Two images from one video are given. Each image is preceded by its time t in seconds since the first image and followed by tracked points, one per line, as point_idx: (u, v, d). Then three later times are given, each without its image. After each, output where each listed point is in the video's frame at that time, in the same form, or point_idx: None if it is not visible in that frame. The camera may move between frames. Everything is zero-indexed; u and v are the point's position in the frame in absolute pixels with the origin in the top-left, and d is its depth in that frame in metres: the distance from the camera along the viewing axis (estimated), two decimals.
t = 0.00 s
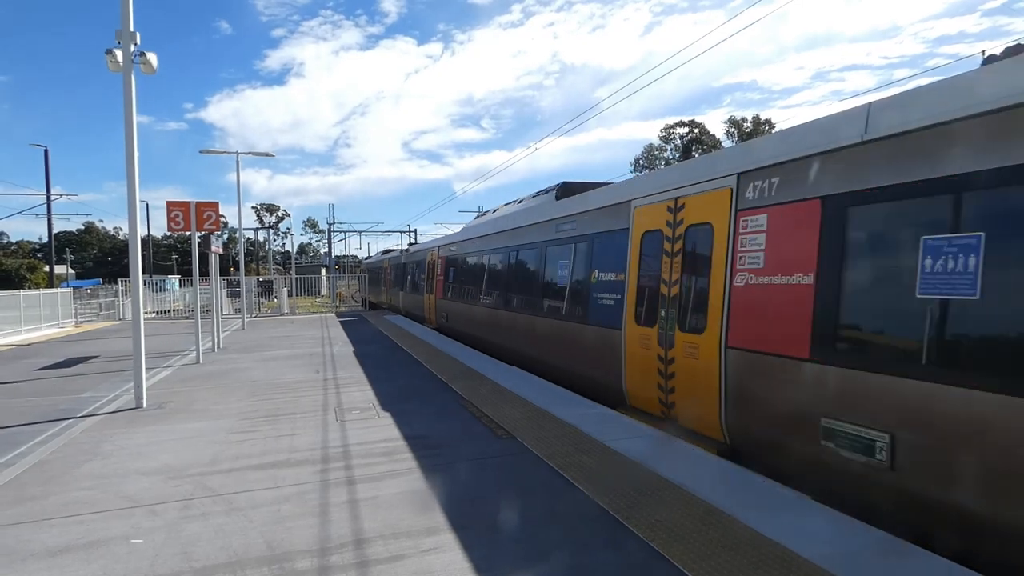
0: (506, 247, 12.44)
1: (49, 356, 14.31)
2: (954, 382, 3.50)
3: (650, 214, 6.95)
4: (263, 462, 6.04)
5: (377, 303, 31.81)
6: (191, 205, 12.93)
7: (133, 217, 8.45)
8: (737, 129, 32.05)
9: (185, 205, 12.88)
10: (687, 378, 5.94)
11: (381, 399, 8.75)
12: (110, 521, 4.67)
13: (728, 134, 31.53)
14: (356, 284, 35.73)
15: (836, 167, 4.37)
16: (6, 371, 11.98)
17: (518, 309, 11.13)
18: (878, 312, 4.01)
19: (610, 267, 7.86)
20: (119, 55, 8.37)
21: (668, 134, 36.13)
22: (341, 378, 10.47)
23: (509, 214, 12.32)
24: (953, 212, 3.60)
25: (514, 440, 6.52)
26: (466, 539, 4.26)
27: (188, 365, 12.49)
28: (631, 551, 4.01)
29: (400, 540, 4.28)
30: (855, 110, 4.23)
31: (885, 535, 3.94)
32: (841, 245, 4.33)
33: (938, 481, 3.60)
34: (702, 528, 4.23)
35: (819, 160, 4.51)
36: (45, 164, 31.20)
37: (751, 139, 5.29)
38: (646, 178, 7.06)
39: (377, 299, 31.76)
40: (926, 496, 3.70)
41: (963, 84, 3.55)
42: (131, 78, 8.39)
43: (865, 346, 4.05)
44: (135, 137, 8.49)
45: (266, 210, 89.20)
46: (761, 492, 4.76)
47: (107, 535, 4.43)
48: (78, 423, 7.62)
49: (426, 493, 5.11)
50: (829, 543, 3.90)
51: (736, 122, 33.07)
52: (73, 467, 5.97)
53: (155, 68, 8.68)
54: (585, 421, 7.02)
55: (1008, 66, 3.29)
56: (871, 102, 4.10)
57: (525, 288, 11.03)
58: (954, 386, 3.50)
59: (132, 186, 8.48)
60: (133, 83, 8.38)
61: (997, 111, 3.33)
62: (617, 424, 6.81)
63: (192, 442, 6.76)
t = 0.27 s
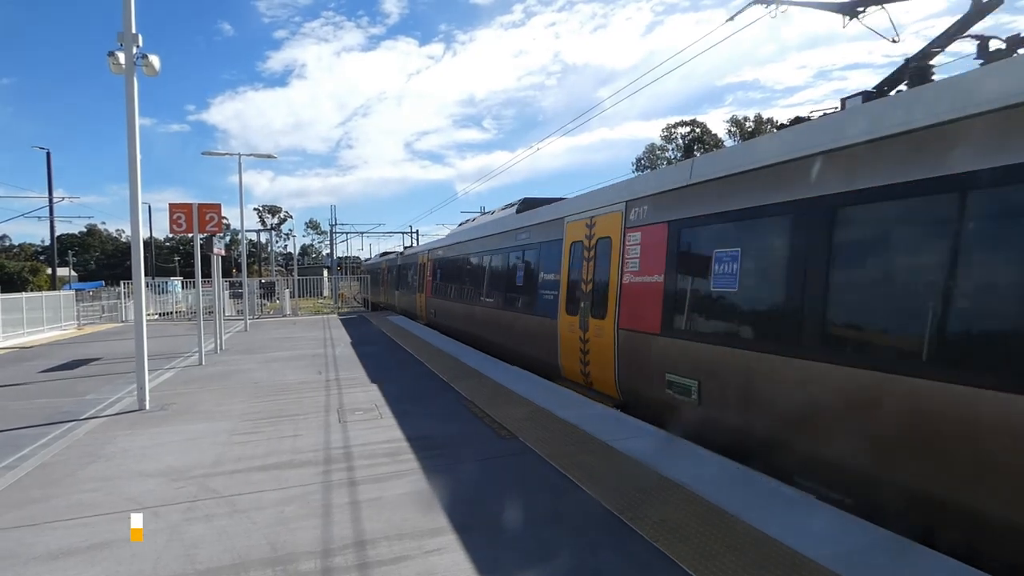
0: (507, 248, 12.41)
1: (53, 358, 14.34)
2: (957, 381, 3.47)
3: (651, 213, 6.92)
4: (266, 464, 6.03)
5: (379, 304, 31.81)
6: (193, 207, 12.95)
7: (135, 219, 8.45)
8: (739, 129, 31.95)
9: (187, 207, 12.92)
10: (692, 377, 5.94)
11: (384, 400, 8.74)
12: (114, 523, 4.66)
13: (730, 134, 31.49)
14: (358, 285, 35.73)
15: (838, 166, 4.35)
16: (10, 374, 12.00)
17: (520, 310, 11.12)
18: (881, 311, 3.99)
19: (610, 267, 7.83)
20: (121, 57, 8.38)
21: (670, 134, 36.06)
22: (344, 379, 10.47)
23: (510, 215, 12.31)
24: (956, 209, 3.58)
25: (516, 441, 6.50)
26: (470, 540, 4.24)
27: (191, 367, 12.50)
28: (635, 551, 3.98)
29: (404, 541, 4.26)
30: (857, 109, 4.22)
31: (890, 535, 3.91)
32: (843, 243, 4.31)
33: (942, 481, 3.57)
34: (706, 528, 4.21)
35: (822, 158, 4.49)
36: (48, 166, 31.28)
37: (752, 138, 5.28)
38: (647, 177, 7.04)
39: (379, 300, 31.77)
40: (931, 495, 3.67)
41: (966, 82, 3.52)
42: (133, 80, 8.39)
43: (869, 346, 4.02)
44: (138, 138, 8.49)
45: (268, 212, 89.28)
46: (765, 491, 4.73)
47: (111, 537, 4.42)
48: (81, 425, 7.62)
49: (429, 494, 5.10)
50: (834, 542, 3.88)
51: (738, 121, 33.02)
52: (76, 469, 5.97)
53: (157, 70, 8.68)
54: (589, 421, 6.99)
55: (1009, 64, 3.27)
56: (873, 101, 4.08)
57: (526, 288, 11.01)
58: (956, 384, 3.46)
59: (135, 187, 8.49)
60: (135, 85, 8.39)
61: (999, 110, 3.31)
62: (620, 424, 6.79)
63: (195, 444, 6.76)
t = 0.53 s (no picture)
0: (508, 247, 12.37)
1: (54, 356, 14.34)
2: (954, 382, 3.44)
3: (653, 213, 6.90)
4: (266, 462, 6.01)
5: (381, 303, 31.80)
6: (195, 205, 12.94)
7: (137, 217, 8.44)
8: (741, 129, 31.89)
9: (189, 205, 12.91)
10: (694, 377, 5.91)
11: (385, 399, 8.72)
12: (114, 520, 4.65)
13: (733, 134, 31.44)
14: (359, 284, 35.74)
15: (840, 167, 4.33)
16: (11, 371, 11.99)
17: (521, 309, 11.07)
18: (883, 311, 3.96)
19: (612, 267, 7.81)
20: (123, 54, 8.36)
21: (671, 134, 36.01)
22: (345, 378, 10.44)
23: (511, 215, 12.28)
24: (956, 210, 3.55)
25: (517, 440, 6.48)
26: (470, 539, 4.22)
27: (193, 365, 12.50)
28: (636, 552, 3.96)
29: (404, 540, 4.24)
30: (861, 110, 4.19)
31: (891, 537, 3.87)
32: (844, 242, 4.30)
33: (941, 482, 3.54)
34: (707, 529, 4.18)
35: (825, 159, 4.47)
36: (51, 165, 31.36)
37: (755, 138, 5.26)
38: (650, 177, 7.02)
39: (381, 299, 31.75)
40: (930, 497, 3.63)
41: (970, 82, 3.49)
42: (135, 77, 8.38)
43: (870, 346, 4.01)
44: (140, 136, 8.48)
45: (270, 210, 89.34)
46: (767, 492, 4.71)
47: (111, 535, 4.41)
48: (82, 423, 7.61)
49: (430, 493, 5.07)
50: (836, 543, 3.85)
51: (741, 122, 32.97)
52: (77, 466, 5.95)
53: (160, 68, 8.67)
54: (590, 421, 6.97)
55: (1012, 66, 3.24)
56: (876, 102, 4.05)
57: (527, 288, 10.97)
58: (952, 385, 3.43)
59: (137, 185, 8.48)
60: (138, 83, 8.38)
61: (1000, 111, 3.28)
62: (621, 424, 6.76)
63: (196, 442, 6.74)
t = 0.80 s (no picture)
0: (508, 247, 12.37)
1: (57, 356, 14.40)
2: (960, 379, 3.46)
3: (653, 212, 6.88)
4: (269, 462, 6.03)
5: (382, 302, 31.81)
6: (196, 205, 12.97)
7: (139, 217, 8.47)
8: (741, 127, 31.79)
9: (190, 204, 12.93)
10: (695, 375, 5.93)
11: (386, 398, 8.74)
12: (118, 520, 4.68)
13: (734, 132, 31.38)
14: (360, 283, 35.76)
15: (841, 166, 4.35)
16: (14, 372, 12.04)
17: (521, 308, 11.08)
18: (884, 309, 3.97)
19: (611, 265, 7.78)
20: (124, 55, 8.38)
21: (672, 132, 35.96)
22: (346, 377, 10.47)
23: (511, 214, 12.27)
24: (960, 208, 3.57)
25: (519, 439, 6.49)
26: (473, 539, 4.23)
27: (195, 365, 12.53)
28: (638, 550, 3.97)
29: (407, 539, 4.26)
30: (860, 110, 4.22)
31: (895, 534, 3.88)
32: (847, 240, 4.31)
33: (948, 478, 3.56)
34: (711, 527, 4.19)
35: (825, 158, 4.48)
36: (54, 165, 31.52)
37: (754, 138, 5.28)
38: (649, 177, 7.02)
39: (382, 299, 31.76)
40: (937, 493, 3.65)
41: (972, 80, 3.50)
42: (136, 78, 8.40)
43: (873, 344, 4.03)
44: (141, 136, 8.50)
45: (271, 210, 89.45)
46: (769, 490, 4.72)
47: (116, 534, 4.43)
48: (85, 423, 7.64)
49: (432, 493, 5.09)
50: (838, 542, 3.86)
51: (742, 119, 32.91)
52: (81, 466, 5.98)
53: (160, 68, 8.69)
54: (592, 419, 6.98)
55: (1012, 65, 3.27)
56: (876, 101, 4.08)
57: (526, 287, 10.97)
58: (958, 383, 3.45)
59: (138, 185, 8.51)
60: (139, 83, 8.40)
61: (1001, 110, 3.31)
62: (622, 423, 6.77)
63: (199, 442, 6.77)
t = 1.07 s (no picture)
0: (511, 246, 12.37)
1: (58, 349, 14.40)
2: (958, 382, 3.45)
3: (657, 212, 6.89)
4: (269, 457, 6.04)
5: (383, 300, 31.79)
6: (199, 200, 12.97)
7: (142, 211, 8.46)
8: (745, 129, 31.65)
9: (193, 199, 12.93)
10: (694, 376, 5.93)
11: (387, 395, 8.74)
12: (118, 514, 4.68)
13: (737, 134, 31.36)
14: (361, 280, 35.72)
15: (845, 168, 4.35)
16: (15, 364, 12.04)
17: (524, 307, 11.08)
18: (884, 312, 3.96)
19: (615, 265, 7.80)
20: (130, 49, 8.38)
21: (675, 134, 35.86)
22: (347, 374, 10.46)
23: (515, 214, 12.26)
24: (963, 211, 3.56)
25: (518, 438, 6.49)
26: (472, 537, 4.23)
27: (196, 360, 12.53)
28: (637, 550, 3.97)
29: (408, 536, 4.27)
30: (865, 112, 4.21)
31: (894, 537, 3.87)
32: (847, 243, 4.30)
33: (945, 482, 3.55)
34: (710, 528, 4.19)
35: (829, 161, 4.47)
36: (56, 158, 31.39)
37: (759, 139, 5.28)
38: (654, 177, 7.01)
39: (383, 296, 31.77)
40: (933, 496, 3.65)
41: (977, 83, 3.49)
42: (142, 72, 8.40)
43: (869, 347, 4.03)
44: (145, 131, 8.50)
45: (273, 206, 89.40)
46: (768, 491, 4.71)
47: (115, 528, 4.44)
48: (86, 416, 7.65)
49: (432, 490, 5.09)
50: (838, 544, 3.85)
51: (745, 121, 32.88)
52: (81, 459, 5.99)
53: (166, 63, 8.69)
54: (591, 419, 6.98)
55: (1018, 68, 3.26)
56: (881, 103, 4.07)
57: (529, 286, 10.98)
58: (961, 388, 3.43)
59: (142, 180, 8.50)
60: (144, 78, 8.40)
61: (1007, 113, 3.30)
62: (622, 423, 6.77)
63: (199, 436, 6.77)
